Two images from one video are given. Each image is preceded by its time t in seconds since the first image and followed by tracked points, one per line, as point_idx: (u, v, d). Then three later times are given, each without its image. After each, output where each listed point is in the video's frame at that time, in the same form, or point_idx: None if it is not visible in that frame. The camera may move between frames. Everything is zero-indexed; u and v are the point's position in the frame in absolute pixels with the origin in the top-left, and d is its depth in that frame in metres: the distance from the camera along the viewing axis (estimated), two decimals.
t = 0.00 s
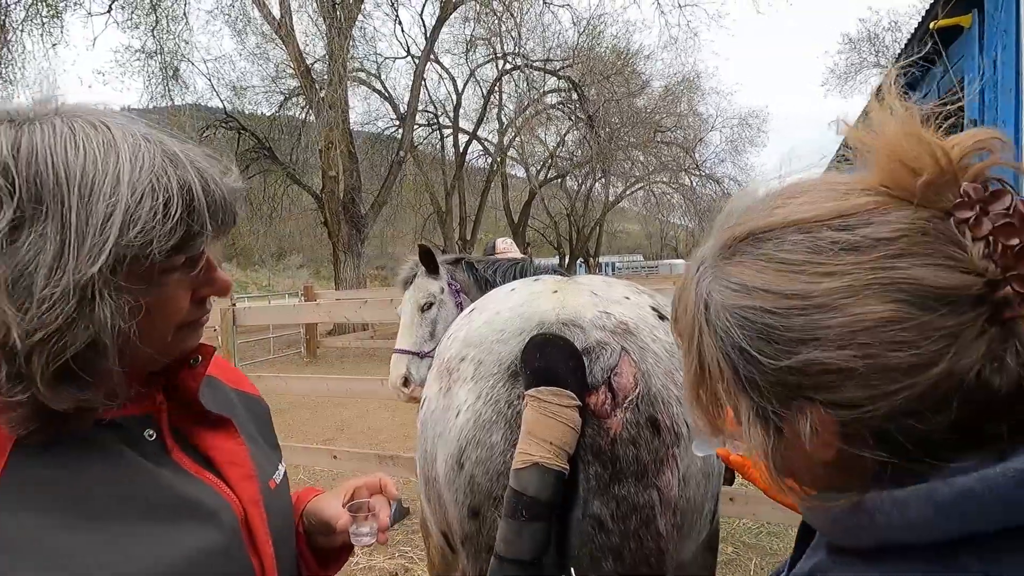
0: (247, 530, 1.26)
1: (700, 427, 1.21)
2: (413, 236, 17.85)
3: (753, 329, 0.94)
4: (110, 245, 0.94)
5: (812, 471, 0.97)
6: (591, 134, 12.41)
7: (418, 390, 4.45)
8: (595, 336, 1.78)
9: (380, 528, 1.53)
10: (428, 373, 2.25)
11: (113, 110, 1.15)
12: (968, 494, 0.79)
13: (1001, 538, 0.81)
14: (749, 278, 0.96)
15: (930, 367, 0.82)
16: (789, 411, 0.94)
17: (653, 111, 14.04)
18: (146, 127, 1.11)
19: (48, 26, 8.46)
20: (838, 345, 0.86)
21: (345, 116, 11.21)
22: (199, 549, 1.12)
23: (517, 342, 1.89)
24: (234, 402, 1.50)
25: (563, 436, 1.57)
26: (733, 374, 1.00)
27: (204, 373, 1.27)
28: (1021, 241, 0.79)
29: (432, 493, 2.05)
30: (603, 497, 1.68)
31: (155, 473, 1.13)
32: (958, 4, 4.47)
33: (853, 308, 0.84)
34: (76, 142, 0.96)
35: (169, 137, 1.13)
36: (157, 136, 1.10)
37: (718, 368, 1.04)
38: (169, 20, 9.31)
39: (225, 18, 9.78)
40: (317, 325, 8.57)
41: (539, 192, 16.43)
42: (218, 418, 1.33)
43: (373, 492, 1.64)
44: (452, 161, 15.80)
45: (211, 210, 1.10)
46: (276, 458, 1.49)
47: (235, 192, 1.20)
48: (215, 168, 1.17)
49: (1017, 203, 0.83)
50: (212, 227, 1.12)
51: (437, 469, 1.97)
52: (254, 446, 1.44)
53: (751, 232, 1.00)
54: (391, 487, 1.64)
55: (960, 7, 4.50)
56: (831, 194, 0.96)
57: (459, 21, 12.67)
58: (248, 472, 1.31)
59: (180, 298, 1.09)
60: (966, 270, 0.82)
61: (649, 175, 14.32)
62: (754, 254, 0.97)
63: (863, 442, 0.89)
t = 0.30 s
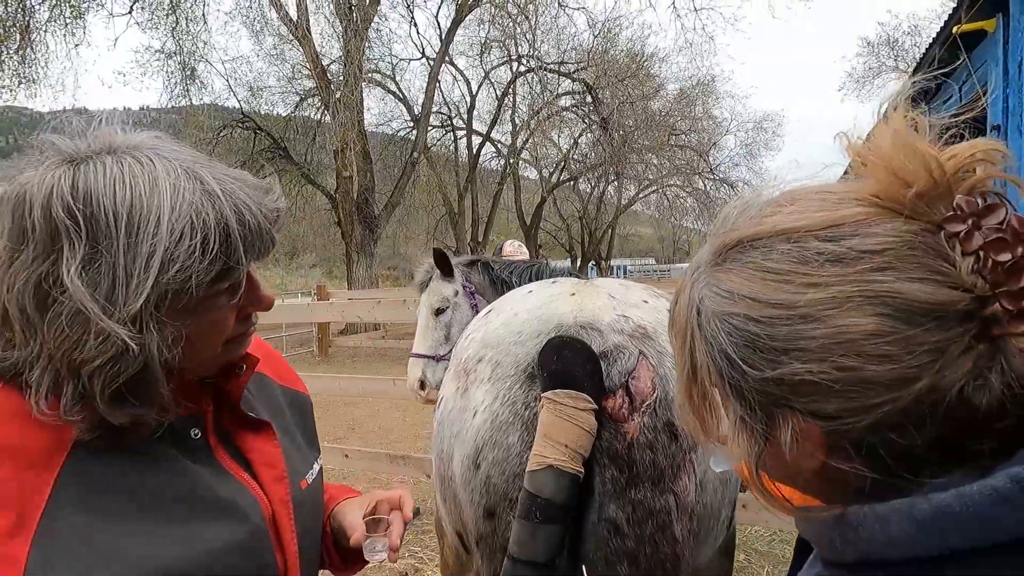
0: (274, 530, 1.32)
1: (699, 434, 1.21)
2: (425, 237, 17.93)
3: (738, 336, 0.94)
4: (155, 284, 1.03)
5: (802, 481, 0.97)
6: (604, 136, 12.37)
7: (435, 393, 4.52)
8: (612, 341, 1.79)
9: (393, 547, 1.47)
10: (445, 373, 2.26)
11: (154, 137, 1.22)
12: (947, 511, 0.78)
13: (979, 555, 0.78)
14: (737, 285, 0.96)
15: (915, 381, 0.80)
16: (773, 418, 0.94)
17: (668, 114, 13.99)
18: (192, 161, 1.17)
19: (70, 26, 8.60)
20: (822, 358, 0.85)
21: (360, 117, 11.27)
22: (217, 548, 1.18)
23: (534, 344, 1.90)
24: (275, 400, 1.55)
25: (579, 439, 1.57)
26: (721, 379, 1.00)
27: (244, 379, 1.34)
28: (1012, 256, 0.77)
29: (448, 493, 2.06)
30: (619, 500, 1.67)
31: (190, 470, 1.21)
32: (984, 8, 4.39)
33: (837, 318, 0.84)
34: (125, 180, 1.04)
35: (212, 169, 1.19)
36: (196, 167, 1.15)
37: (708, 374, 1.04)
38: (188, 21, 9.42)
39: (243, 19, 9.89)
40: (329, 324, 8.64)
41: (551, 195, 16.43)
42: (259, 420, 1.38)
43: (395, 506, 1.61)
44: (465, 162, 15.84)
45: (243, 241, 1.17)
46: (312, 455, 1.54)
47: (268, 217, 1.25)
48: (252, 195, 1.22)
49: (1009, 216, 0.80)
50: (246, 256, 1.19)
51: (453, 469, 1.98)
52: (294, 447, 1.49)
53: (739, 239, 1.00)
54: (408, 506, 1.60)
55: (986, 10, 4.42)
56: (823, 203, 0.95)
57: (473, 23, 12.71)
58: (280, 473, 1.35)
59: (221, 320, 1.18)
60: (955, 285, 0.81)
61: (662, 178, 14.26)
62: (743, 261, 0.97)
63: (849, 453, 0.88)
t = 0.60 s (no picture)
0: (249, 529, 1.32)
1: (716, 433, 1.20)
2: (428, 239, 17.95)
3: (754, 335, 0.94)
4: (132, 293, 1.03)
5: (817, 484, 0.96)
6: (609, 139, 12.39)
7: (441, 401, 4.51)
8: (620, 344, 1.79)
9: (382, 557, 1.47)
10: (451, 376, 2.26)
11: (166, 147, 1.23)
12: (957, 513, 0.79)
13: (993, 559, 0.77)
14: (753, 284, 0.96)
15: (935, 377, 0.80)
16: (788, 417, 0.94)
17: (672, 117, 13.98)
18: (196, 176, 1.17)
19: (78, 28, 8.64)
20: (838, 357, 0.85)
21: (364, 119, 11.30)
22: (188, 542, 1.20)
23: (542, 347, 1.90)
24: (259, 401, 1.55)
25: (588, 442, 1.57)
26: (738, 378, 0.99)
27: (216, 379, 1.33)
28: None
29: (454, 497, 2.06)
30: (627, 505, 1.66)
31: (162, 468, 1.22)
32: (990, 14, 4.39)
33: (853, 317, 0.84)
34: (123, 185, 1.05)
35: (216, 187, 1.19)
36: (197, 183, 1.15)
37: (723, 372, 1.03)
38: (195, 22, 9.45)
39: (249, 21, 9.93)
40: (333, 326, 8.66)
41: (555, 197, 16.42)
42: (230, 419, 1.37)
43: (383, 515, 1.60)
44: (468, 165, 15.86)
45: (228, 263, 1.16)
46: (297, 456, 1.54)
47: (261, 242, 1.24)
48: (250, 220, 1.21)
49: None
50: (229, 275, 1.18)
51: (460, 472, 1.97)
52: (273, 445, 1.48)
53: (758, 236, 1.00)
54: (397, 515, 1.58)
55: (992, 17, 4.42)
56: (840, 204, 0.95)
57: (478, 26, 12.73)
58: (255, 470, 1.36)
59: (194, 334, 1.18)
60: (974, 284, 0.80)
61: (666, 182, 14.24)
62: (760, 260, 0.97)
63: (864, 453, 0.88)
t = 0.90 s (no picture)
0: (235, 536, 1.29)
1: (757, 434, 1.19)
2: (434, 242, 17.98)
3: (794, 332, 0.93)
4: (138, 283, 1.04)
5: (862, 482, 0.93)
6: (614, 142, 12.39)
7: (444, 404, 4.52)
8: (629, 348, 1.78)
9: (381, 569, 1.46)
10: (459, 380, 2.26)
11: (157, 142, 1.24)
12: (1007, 523, 0.74)
13: None
14: (794, 272, 0.95)
15: (977, 372, 0.78)
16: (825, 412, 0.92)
17: (677, 120, 13.96)
18: (190, 169, 1.18)
19: (87, 32, 8.71)
20: (880, 348, 0.84)
21: (370, 122, 11.32)
22: (168, 548, 1.16)
23: (550, 351, 1.90)
24: (254, 407, 1.56)
25: (595, 448, 1.56)
26: (773, 371, 0.99)
27: (206, 380, 1.33)
28: None
29: (462, 501, 2.06)
30: (635, 510, 1.66)
31: (145, 468, 1.19)
32: (1000, 16, 4.38)
33: (897, 305, 0.82)
34: (116, 177, 1.06)
35: (208, 179, 1.20)
36: (188, 175, 1.16)
37: (759, 367, 1.03)
38: (202, 26, 9.51)
39: (256, 24, 9.98)
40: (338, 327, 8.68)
41: (560, 200, 16.42)
42: (220, 423, 1.37)
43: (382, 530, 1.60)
44: (474, 167, 15.89)
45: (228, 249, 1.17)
46: (288, 465, 1.53)
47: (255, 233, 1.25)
48: (243, 212, 1.23)
49: None
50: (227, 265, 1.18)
51: (468, 476, 1.97)
52: (267, 453, 1.47)
53: (797, 225, 1.00)
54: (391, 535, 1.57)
55: (1001, 19, 4.40)
56: (888, 192, 0.94)
57: (484, 29, 12.76)
58: (244, 475, 1.34)
59: (191, 328, 1.19)
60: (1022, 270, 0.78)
61: (671, 184, 14.21)
62: (799, 251, 0.96)
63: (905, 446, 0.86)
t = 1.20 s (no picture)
0: (263, 537, 1.30)
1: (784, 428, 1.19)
2: (437, 244, 18.00)
3: (824, 301, 0.95)
4: (155, 289, 1.05)
5: (899, 467, 0.93)
6: (617, 144, 12.39)
7: (446, 409, 4.52)
8: (635, 351, 1.78)
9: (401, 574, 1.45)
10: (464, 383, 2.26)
11: (161, 142, 1.25)
12: None
13: None
14: (833, 247, 0.97)
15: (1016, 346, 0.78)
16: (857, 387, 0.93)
17: (680, 121, 13.95)
18: (198, 169, 1.19)
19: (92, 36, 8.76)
20: (918, 320, 0.85)
21: (373, 125, 11.35)
22: (196, 549, 1.18)
23: (555, 353, 1.90)
24: (282, 406, 1.57)
25: (601, 452, 1.56)
26: (804, 352, 1.00)
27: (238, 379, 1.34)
28: None
29: (466, 505, 2.06)
30: (642, 514, 1.65)
31: (174, 466, 1.22)
32: (1004, 18, 4.37)
33: (936, 277, 0.83)
34: (130, 185, 1.07)
35: (219, 178, 1.21)
36: (202, 173, 1.18)
37: (788, 348, 1.04)
38: (206, 30, 9.55)
39: (260, 28, 10.02)
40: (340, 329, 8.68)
41: (563, 202, 16.44)
42: (250, 424, 1.37)
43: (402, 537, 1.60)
44: (476, 170, 15.91)
45: (247, 248, 1.19)
46: (317, 466, 1.54)
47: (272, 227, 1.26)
48: (257, 207, 1.24)
49: None
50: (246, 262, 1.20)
51: (473, 479, 1.97)
52: (297, 455, 1.48)
53: (849, 198, 1.01)
54: (412, 542, 1.58)
55: (1005, 20, 4.40)
56: (946, 173, 0.91)
57: (486, 32, 12.78)
58: (274, 476, 1.35)
59: (220, 329, 1.20)
60: None
61: (675, 186, 14.20)
62: (840, 225, 0.98)
63: (936, 425, 0.86)
